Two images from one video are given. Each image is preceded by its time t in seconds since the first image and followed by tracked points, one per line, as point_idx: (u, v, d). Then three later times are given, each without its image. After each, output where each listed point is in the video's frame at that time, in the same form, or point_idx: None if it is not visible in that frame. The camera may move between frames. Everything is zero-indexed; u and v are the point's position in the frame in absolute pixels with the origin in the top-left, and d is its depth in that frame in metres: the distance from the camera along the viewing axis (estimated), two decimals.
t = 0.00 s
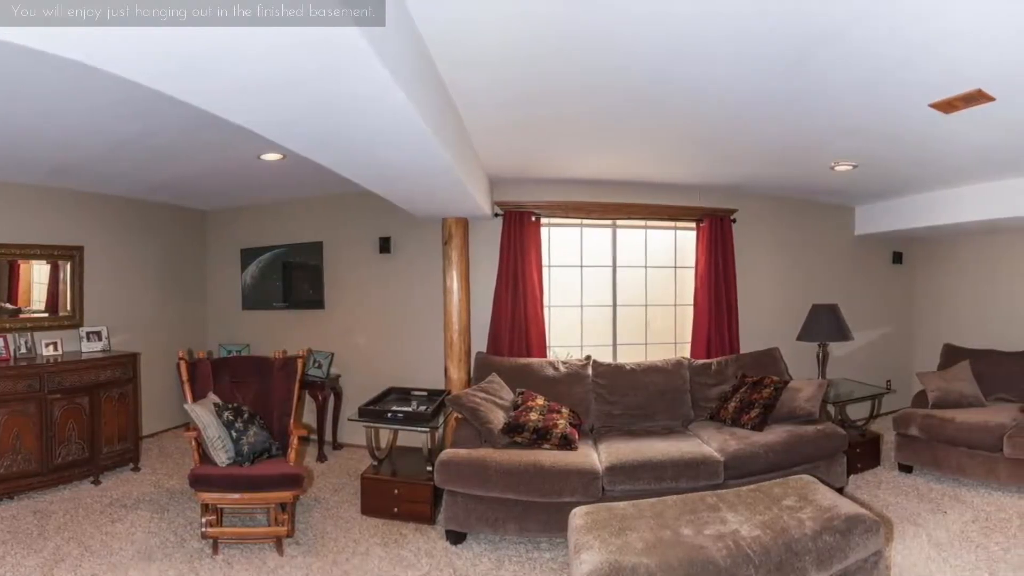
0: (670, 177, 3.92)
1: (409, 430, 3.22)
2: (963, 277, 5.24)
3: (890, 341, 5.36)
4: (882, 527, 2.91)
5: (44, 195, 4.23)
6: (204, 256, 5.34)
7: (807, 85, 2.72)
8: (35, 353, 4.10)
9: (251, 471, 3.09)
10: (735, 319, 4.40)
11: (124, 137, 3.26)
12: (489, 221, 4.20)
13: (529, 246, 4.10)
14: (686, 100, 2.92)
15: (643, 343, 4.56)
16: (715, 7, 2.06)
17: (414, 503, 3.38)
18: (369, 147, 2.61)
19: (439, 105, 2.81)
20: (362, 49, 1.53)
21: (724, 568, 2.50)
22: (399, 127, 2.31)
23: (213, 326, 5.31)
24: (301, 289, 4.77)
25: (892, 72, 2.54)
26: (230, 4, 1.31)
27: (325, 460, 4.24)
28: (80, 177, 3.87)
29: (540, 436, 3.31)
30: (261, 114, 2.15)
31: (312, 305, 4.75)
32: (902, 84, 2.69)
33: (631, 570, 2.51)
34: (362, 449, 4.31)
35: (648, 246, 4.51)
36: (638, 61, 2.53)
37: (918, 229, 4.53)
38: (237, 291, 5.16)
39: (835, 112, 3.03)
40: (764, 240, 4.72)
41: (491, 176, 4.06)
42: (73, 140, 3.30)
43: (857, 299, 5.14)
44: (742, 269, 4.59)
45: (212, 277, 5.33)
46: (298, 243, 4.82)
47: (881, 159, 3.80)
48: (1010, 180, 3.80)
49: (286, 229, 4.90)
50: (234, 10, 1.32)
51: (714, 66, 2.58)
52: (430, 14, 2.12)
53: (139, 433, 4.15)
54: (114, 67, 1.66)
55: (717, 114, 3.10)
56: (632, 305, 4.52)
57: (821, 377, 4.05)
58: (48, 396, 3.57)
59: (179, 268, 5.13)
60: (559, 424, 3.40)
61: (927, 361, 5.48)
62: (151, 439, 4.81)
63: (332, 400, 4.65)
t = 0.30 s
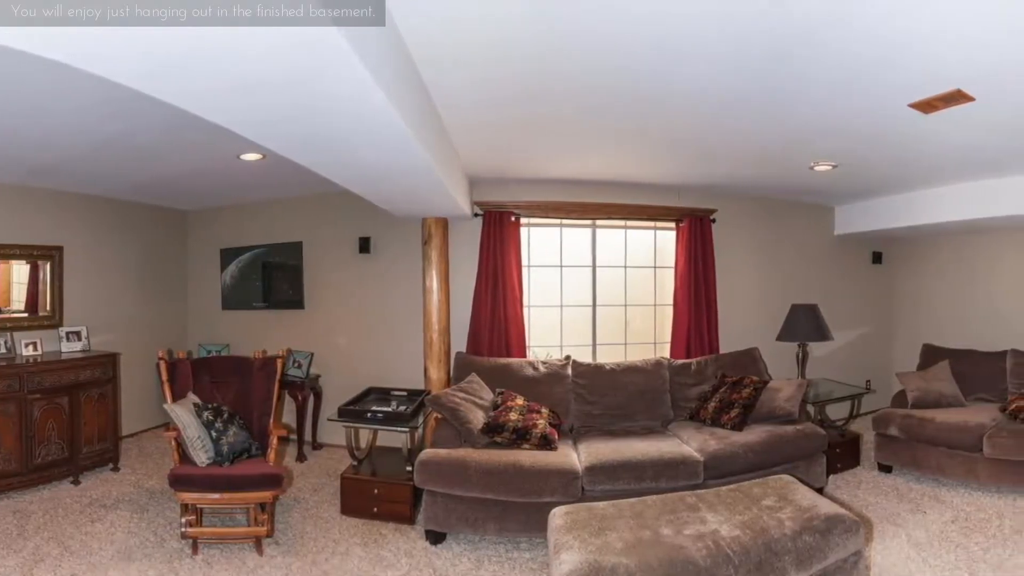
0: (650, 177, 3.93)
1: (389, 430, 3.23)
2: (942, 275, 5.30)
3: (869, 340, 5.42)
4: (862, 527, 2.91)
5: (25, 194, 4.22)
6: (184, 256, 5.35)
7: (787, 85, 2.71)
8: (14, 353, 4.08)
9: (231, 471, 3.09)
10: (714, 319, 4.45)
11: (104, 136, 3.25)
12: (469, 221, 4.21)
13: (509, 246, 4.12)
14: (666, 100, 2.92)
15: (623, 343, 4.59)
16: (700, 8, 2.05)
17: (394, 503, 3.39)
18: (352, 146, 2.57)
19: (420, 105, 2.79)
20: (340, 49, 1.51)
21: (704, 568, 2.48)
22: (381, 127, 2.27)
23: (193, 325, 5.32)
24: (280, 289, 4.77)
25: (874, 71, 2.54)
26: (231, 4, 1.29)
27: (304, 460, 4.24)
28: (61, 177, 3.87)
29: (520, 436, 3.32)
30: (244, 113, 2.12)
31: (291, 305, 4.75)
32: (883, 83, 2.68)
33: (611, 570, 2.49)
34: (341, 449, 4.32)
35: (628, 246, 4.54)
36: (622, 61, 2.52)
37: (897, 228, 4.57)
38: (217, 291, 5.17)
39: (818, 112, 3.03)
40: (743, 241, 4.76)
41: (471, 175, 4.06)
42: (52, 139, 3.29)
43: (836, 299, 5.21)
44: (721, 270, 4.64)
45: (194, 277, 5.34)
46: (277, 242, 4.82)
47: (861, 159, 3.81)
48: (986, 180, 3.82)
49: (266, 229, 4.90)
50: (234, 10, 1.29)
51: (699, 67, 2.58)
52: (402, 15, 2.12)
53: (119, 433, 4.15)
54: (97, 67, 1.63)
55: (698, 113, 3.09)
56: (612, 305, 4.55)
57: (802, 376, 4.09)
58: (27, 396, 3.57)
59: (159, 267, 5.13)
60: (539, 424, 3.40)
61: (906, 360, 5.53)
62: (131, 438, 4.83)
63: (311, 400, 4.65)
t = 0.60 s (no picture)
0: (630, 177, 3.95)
1: (368, 430, 3.23)
2: (921, 274, 5.35)
3: (848, 340, 5.47)
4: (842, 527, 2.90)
5: (5, 194, 4.21)
6: (164, 256, 5.35)
7: (767, 87, 2.71)
8: None
9: (210, 471, 3.09)
10: (693, 319, 4.50)
11: (83, 137, 3.25)
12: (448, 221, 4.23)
13: (488, 246, 4.14)
14: (640, 101, 2.92)
15: (602, 343, 4.62)
16: (682, 7, 2.02)
17: (374, 503, 3.39)
18: (331, 147, 2.53)
19: (400, 107, 2.77)
20: (323, 49, 1.49)
21: (684, 568, 2.47)
22: (362, 130, 2.24)
23: (173, 326, 5.32)
24: (259, 289, 4.77)
25: (852, 71, 2.52)
26: (232, 4, 1.28)
27: (284, 460, 4.25)
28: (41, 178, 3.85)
29: (499, 436, 3.32)
30: (225, 115, 2.08)
31: (271, 305, 4.75)
32: (866, 84, 2.67)
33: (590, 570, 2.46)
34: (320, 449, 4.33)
35: (607, 246, 4.57)
36: (601, 62, 2.50)
37: (877, 229, 4.63)
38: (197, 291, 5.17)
39: (799, 112, 3.01)
40: (722, 241, 4.79)
41: (450, 176, 4.07)
42: (31, 140, 3.28)
43: (815, 299, 5.24)
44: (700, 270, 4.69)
45: (173, 277, 5.33)
46: (257, 243, 4.82)
47: (840, 159, 3.83)
48: (963, 180, 3.90)
49: (246, 229, 4.91)
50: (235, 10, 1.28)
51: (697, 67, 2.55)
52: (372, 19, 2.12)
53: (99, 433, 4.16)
54: (76, 68, 1.60)
55: (678, 112, 3.07)
56: (592, 305, 4.58)
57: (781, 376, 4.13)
58: (7, 396, 3.58)
59: (137, 268, 5.13)
60: (518, 424, 3.41)
61: (886, 359, 5.57)
62: (111, 439, 4.83)
63: (291, 400, 4.66)
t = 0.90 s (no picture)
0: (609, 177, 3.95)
1: (348, 430, 3.24)
2: (903, 274, 5.34)
3: (828, 340, 5.48)
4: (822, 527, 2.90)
5: None
6: (143, 256, 5.35)
7: (744, 87, 2.71)
8: None
9: (190, 471, 3.09)
10: (673, 319, 4.51)
11: (61, 137, 3.25)
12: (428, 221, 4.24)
13: (468, 246, 4.15)
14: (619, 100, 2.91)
15: (582, 343, 4.63)
16: (657, 6, 2.01)
17: (354, 503, 3.39)
18: (311, 147, 2.51)
19: (381, 108, 2.76)
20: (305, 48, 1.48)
21: (664, 568, 2.47)
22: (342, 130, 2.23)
23: (152, 326, 5.32)
24: (240, 289, 4.77)
25: (828, 71, 2.51)
26: (233, 4, 1.29)
27: (263, 460, 4.25)
28: (22, 179, 3.85)
29: (479, 436, 3.33)
30: (205, 114, 2.05)
31: (251, 305, 4.76)
32: (846, 84, 2.66)
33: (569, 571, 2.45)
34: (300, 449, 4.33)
35: (587, 246, 4.58)
36: (580, 62, 2.49)
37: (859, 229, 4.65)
38: (176, 291, 5.16)
39: (779, 112, 3.01)
40: (701, 241, 4.80)
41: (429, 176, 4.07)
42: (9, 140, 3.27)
43: (795, 299, 5.26)
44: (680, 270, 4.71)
45: (154, 277, 5.33)
46: (237, 243, 4.82)
47: (820, 159, 3.84)
48: (943, 180, 3.91)
49: (226, 229, 4.91)
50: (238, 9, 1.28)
51: (679, 67, 2.53)
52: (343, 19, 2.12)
53: (78, 433, 4.17)
54: (55, 69, 1.59)
55: (656, 112, 3.07)
56: (571, 305, 4.58)
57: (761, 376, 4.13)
58: None
59: (117, 268, 5.12)
60: (498, 424, 3.42)
61: (867, 359, 5.58)
62: (90, 439, 4.84)
63: (270, 401, 4.66)
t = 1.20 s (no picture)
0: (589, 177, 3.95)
1: (328, 430, 3.24)
2: (883, 275, 5.34)
3: (807, 340, 5.49)
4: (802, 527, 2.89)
5: None
6: (123, 256, 5.35)
7: (722, 88, 2.70)
8: None
9: (170, 471, 3.08)
10: (652, 319, 4.53)
11: (38, 137, 3.23)
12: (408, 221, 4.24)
13: (448, 246, 4.17)
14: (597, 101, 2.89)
15: (561, 343, 4.64)
16: (645, 7, 1.99)
17: (334, 503, 3.39)
18: (291, 147, 2.47)
19: (361, 109, 2.74)
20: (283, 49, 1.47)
21: (643, 568, 2.45)
22: (320, 131, 2.21)
23: (132, 326, 5.31)
24: (219, 288, 4.77)
25: (807, 71, 2.49)
26: (232, 3, 1.29)
27: (243, 460, 4.26)
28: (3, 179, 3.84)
29: (459, 436, 3.33)
30: (183, 115, 2.02)
31: (231, 305, 4.76)
32: (829, 84, 2.64)
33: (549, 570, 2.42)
34: (279, 449, 4.34)
35: (566, 246, 4.58)
36: (558, 63, 2.47)
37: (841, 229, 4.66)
38: (156, 290, 5.16)
39: (759, 112, 2.99)
40: (680, 240, 4.81)
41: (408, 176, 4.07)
42: None
43: (776, 299, 5.26)
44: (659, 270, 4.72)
45: (134, 277, 5.32)
46: (216, 243, 4.82)
47: (802, 159, 3.84)
48: (924, 180, 3.92)
49: (205, 229, 4.91)
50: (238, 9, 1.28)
51: (658, 68, 2.51)
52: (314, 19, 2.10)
53: (58, 433, 4.17)
54: (29, 68, 1.56)
55: (635, 113, 3.05)
56: (551, 305, 4.59)
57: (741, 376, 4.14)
58: None
59: (96, 267, 5.11)
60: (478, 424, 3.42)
61: (847, 359, 5.58)
62: (71, 438, 4.85)
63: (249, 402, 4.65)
